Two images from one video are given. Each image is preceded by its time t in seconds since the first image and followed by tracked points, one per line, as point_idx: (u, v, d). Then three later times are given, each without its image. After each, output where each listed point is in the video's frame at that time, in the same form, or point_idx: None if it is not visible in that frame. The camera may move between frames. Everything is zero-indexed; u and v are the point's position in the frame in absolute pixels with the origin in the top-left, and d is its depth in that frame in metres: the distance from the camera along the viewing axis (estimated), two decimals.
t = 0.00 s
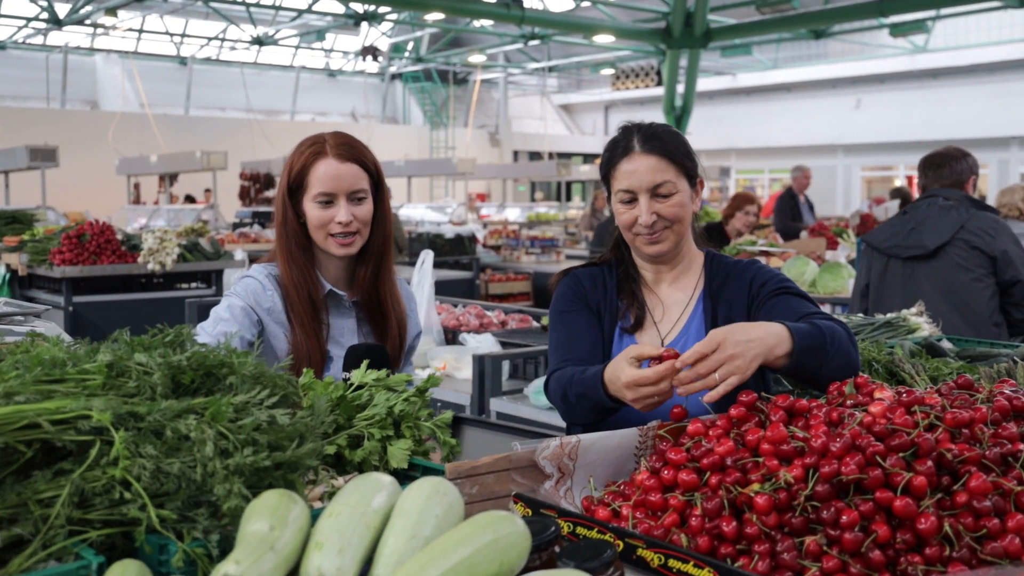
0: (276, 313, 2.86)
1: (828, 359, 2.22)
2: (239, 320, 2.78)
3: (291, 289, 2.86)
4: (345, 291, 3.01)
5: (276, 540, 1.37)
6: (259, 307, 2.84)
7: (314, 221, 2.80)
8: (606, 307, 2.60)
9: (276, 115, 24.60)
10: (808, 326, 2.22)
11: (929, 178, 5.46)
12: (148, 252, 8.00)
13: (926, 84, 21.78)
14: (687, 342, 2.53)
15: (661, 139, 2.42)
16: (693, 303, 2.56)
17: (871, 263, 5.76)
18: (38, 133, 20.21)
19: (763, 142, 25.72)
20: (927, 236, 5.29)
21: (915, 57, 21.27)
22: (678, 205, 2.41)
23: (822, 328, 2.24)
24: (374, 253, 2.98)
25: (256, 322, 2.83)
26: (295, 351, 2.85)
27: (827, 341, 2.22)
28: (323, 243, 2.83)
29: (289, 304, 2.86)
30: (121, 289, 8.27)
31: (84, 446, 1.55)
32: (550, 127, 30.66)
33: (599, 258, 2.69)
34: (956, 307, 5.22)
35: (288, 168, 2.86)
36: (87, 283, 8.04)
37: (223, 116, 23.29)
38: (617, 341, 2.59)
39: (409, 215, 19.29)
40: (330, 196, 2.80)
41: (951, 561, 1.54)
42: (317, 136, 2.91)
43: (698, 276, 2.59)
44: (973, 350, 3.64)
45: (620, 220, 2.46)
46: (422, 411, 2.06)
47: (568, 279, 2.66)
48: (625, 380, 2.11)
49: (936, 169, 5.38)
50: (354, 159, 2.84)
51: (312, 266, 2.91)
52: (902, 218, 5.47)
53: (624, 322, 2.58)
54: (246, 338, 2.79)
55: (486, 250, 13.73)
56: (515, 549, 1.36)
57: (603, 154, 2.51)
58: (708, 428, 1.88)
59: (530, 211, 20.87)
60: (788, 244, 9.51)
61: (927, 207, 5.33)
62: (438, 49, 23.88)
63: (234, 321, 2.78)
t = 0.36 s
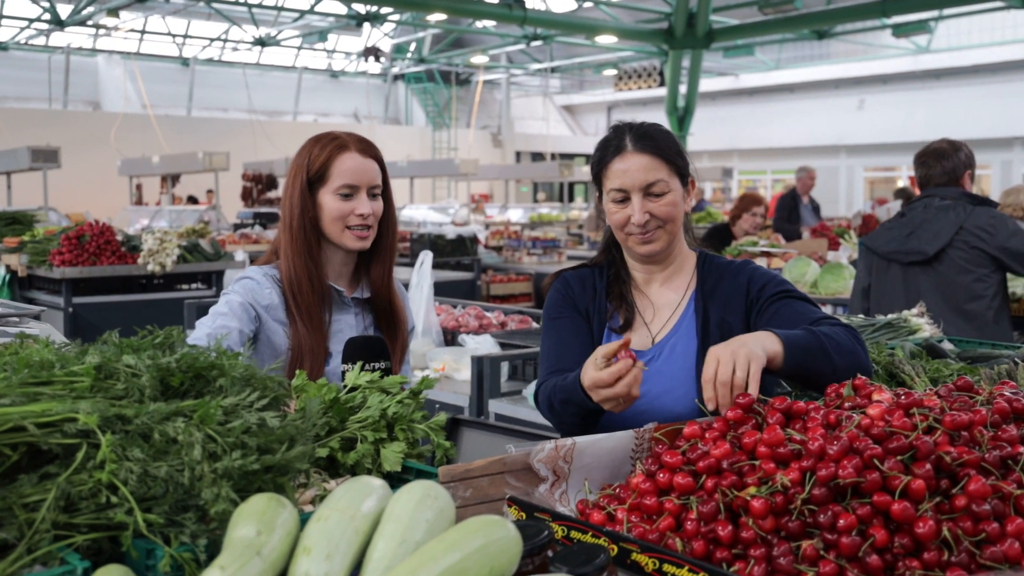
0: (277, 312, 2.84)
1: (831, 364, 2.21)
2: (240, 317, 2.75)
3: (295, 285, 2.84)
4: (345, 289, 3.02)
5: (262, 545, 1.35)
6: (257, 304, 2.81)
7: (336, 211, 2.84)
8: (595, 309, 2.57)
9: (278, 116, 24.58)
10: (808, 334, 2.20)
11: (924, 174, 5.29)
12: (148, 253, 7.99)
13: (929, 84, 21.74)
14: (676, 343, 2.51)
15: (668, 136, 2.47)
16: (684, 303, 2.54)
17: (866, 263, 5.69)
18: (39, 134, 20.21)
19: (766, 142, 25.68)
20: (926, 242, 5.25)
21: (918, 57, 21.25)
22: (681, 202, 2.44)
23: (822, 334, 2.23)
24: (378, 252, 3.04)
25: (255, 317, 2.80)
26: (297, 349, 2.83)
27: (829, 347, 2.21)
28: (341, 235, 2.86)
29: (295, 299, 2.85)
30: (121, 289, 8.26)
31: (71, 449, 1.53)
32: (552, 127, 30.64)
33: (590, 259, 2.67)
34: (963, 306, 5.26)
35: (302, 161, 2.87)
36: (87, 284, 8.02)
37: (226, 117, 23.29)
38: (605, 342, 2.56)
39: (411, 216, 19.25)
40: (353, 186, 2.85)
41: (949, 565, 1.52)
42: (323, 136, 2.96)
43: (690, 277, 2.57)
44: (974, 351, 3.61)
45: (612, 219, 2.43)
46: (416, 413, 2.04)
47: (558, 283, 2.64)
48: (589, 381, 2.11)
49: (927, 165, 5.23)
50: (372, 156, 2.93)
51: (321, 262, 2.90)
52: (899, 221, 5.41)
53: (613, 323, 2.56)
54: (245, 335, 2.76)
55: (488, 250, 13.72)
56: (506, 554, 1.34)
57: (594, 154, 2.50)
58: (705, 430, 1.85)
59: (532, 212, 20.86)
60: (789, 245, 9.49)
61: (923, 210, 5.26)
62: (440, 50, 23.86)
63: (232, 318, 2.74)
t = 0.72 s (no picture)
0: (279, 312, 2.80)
1: (800, 377, 2.07)
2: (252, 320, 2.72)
3: (296, 284, 2.82)
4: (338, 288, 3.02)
5: (255, 552, 1.33)
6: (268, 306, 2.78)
7: (333, 208, 2.83)
8: (602, 313, 2.56)
9: (280, 117, 24.55)
10: (766, 351, 2.08)
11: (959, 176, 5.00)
12: (149, 254, 7.97)
13: (932, 84, 21.70)
14: (683, 348, 2.49)
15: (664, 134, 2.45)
16: (689, 307, 2.52)
17: (909, 271, 5.06)
18: (43, 135, 20.23)
19: (769, 142, 25.64)
20: (989, 239, 4.79)
21: (921, 57, 21.21)
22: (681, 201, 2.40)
23: (781, 347, 2.09)
24: (368, 250, 3.06)
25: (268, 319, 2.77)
26: (297, 351, 2.79)
27: (791, 358, 2.08)
28: (338, 232, 2.85)
29: (296, 299, 2.82)
30: (122, 290, 8.25)
31: (63, 454, 1.51)
32: (554, 127, 30.58)
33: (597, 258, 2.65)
34: None
35: (298, 161, 2.84)
36: (89, 284, 8.01)
37: (229, 118, 23.30)
38: (614, 346, 2.55)
39: (414, 217, 19.25)
40: (348, 182, 2.85)
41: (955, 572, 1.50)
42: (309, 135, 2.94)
43: (696, 280, 2.54)
44: (980, 352, 3.59)
45: (613, 222, 2.41)
46: (414, 417, 2.02)
47: (563, 284, 2.63)
48: (624, 394, 2.07)
49: (959, 166, 4.97)
50: (363, 155, 2.93)
51: (317, 260, 2.89)
52: (952, 219, 4.88)
53: (619, 326, 2.54)
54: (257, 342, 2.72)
55: (490, 251, 13.73)
56: (503, 561, 1.32)
57: (595, 157, 2.47)
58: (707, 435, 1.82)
59: (535, 212, 20.84)
60: (792, 245, 9.46)
61: (975, 208, 4.86)
62: (443, 50, 23.82)
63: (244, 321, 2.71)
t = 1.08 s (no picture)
0: (276, 317, 2.74)
1: (823, 365, 2.13)
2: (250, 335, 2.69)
3: (296, 288, 2.77)
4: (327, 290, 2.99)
5: (250, 558, 1.31)
6: (263, 316, 2.73)
7: (334, 207, 2.81)
8: (608, 310, 2.52)
9: (282, 116, 24.50)
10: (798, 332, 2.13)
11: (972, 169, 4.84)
12: (150, 254, 7.95)
13: (935, 82, 21.64)
14: (690, 348, 2.45)
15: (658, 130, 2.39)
16: (696, 305, 2.48)
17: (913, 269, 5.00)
18: (43, 133, 20.19)
19: (771, 141, 25.58)
20: (995, 240, 4.72)
21: (923, 55, 21.18)
22: (676, 199, 2.37)
23: (814, 333, 2.15)
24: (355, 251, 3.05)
25: (267, 333, 2.72)
26: (297, 352, 2.75)
27: (822, 346, 2.14)
28: (337, 232, 2.84)
29: (297, 304, 2.77)
30: (123, 290, 8.22)
31: (54, 458, 1.48)
32: (556, 126, 30.51)
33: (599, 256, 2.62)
34: None
35: (294, 157, 2.80)
36: (89, 284, 7.98)
37: (230, 117, 23.28)
38: (623, 345, 2.51)
39: (415, 216, 19.22)
40: (345, 181, 2.85)
41: None
42: (295, 135, 2.91)
43: (700, 279, 2.51)
44: (986, 352, 3.55)
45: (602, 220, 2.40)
46: (413, 419, 1.99)
47: (565, 282, 2.58)
48: (641, 404, 1.99)
49: (976, 162, 4.80)
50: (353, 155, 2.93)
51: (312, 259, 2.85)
52: (959, 219, 4.80)
53: (627, 324, 2.51)
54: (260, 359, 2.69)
55: (492, 250, 13.71)
56: (504, 567, 1.29)
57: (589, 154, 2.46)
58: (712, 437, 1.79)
59: (536, 211, 20.78)
60: (795, 244, 9.43)
61: (982, 208, 4.76)
62: (444, 49, 23.79)
63: (242, 337, 2.69)
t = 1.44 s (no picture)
0: (241, 329, 2.72)
1: (842, 363, 2.11)
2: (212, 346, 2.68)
3: (265, 300, 2.75)
4: (302, 302, 2.97)
5: (241, 567, 1.28)
6: (227, 327, 2.72)
7: (312, 218, 2.79)
8: (608, 303, 2.49)
9: (282, 114, 24.45)
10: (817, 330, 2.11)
11: (937, 167, 4.98)
12: (149, 252, 7.94)
13: (936, 80, 21.58)
14: (692, 344, 2.42)
15: (637, 131, 2.41)
16: (698, 303, 2.45)
17: (877, 270, 5.20)
18: (43, 132, 20.14)
19: (771, 139, 25.52)
20: (946, 245, 4.91)
21: (924, 53, 21.15)
22: (644, 195, 2.36)
23: (830, 331, 2.13)
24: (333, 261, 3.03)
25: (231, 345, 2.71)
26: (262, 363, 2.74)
27: (838, 345, 2.12)
28: (313, 243, 2.82)
29: (266, 316, 2.75)
30: (122, 289, 8.19)
31: (43, 463, 1.44)
32: (556, 125, 30.44)
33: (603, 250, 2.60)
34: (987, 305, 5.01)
35: (272, 166, 2.78)
36: (88, 283, 7.95)
37: (230, 115, 23.25)
38: (621, 336, 2.47)
39: (416, 214, 19.19)
40: (324, 192, 2.83)
41: None
42: (274, 140, 2.88)
43: (701, 277, 2.47)
44: (991, 352, 3.52)
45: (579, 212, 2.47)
46: (410, 421, 1.95)
47: (567, 276, 2.55)
48: (652, 388, 2.00)
49: (945, 161, 4.90)
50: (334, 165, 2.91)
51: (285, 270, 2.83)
52: (915, 223, 4.99)
53: (626, 314, 2.48)
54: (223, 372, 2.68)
55: (492, 249, 13.69)
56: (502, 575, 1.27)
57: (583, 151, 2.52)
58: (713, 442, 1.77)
59: (536, 210, 20.74)
60: (796, 242, 9.40)
61: (938, 211, 4.95)
62: (444, 47, 23.76)
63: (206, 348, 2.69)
